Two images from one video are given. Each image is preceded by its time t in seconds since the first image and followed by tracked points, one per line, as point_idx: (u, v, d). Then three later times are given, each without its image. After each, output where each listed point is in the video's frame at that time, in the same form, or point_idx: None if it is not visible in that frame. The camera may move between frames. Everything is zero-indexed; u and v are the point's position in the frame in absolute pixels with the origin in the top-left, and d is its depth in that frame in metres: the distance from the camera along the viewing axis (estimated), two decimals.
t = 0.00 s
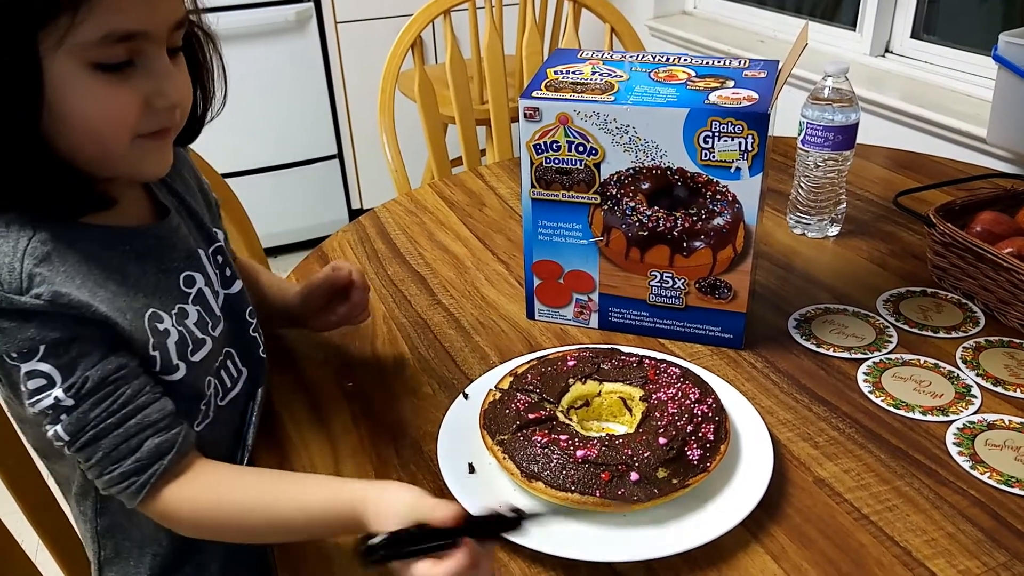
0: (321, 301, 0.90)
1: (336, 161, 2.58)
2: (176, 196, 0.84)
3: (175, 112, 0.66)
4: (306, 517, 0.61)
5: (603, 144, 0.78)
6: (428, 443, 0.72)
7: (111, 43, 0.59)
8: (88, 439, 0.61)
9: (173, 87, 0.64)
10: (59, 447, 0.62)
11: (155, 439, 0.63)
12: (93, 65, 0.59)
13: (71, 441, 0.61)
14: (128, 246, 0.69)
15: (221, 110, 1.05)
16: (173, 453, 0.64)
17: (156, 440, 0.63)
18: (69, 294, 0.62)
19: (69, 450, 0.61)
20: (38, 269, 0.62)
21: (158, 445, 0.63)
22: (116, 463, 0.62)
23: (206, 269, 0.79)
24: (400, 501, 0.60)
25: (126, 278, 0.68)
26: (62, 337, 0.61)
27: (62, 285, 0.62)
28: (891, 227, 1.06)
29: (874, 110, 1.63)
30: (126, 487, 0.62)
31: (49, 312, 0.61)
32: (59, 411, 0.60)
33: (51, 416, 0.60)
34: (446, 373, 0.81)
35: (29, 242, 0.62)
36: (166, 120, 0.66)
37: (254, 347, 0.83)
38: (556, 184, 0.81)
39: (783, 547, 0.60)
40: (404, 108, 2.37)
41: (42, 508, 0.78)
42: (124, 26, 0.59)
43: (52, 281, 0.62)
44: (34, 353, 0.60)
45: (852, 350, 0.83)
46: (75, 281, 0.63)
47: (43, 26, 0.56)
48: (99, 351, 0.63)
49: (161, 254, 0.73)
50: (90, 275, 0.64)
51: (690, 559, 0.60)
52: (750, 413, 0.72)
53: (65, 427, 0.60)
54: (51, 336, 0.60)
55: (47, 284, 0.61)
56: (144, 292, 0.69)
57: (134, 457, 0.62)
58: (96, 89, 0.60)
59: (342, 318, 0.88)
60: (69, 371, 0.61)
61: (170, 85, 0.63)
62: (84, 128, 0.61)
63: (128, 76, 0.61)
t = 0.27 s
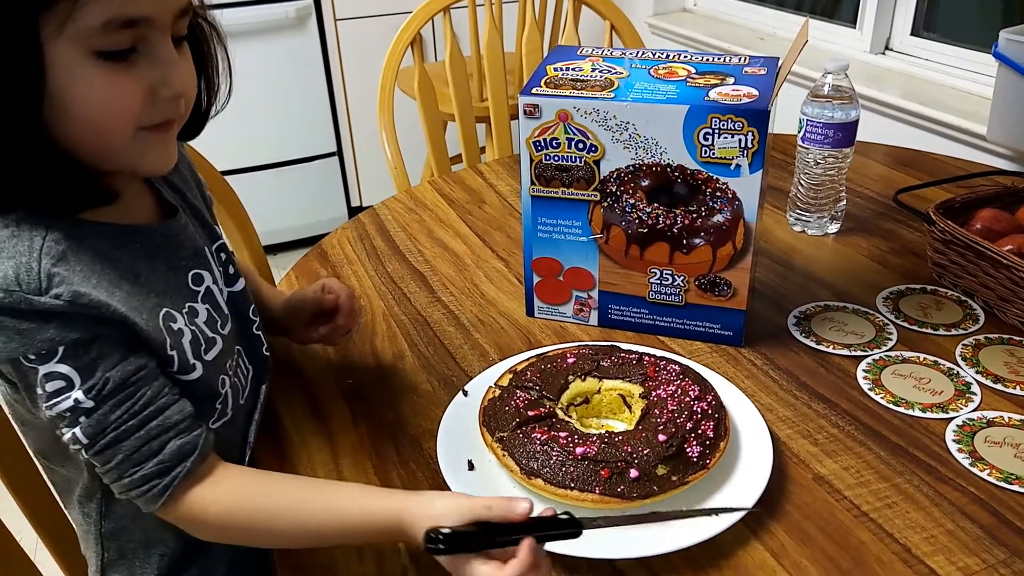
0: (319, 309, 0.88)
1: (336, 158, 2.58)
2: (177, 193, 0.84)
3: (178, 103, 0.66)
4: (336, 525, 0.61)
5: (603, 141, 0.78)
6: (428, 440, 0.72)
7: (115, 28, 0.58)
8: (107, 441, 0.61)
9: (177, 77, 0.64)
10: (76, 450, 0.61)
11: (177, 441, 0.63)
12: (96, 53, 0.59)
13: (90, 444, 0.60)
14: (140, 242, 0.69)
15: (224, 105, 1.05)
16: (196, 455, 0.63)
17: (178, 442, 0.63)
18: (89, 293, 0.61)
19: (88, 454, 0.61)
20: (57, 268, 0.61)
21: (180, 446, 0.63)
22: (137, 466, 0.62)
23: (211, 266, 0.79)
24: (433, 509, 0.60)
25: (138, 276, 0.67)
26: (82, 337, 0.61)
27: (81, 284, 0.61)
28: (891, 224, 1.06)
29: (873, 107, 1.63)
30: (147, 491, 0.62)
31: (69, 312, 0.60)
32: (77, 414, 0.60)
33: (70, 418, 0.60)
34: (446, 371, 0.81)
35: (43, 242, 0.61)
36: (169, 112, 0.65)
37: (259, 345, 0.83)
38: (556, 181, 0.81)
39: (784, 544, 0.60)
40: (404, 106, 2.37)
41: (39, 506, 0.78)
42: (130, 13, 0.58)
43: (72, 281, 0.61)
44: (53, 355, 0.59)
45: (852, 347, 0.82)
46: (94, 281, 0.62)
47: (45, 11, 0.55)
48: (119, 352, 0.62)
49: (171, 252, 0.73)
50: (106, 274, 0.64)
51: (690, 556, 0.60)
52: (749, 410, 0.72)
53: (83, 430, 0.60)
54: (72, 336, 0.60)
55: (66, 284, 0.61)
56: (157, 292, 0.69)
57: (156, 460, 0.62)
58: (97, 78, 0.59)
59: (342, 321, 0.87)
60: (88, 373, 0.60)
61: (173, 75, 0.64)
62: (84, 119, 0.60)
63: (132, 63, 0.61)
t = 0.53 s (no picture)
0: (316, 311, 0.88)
1: (334, 158, 2.57)
2: (182, 190, 0.84)
3: (187, 104, 0.66)
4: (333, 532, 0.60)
5: (601, 140, 0.78)
6: (426, 440, 0.72)
7: (126, 27, 0.59)
8: (100, 446, 0.61)
9: (186, 78, 0.64)
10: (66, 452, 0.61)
11: (168, 448, 0.63)
12: (106, 52, 0.59)
13: (81, 448, 0.60)
14: (141, 244, 0.70)
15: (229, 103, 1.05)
16: (186, 463, 0.64)
17: (169, 450, 0.63)
18: (89, 297, 0.62)
19: (79, 457, 0.61)
20: (57, 270, 0.61)
21: (171, 454, 0.63)
22: (128, 471, 0.62)
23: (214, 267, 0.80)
24: (442, 516, 0.59)
25: (139, 276, 0.68)
26: (79, 341, 0.61)
27: (80, 288, 0.61)
28: (890, 223, 1.06)
29: (872, 106, 1.63)
30: (136, 497, 0.62)
31: (68, 315, 0.61)
32: (71, 418, 0.60)
33: (62, 422, 0.60)
34: (444, 371, 0.81)
35: (45, 242, 0.61)
36: (178, 113, 0.65)
37: (261, 345, 0.83)
38: (554, 180, 0.81)
39: (782, 543, 0.60)
40: (403, 106, 2.37)
41: (37, 503, 0.78)
42: (140, 12, 0.59)
43: (71, 285, 0.61)
44: (50, 358, 0.59)
45: (850, 346, 0.83)
46: (94, 286, 0.63)
47: (56, 7, 0.55)
48: (116, 357, 0.62)
49: (172, 254, 0.74)
50: (106, 276, 0.64)
51: (688, 555, 0.60)
52: (748, 409, 0.72)
53: (76, 433, 0.60)
54: (69, 340, 0.60)
55: (65, 288, 0.61)
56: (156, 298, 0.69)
57: (148, 466, 0.62)
58: (105, 76, 0.59)
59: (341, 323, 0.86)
60: (85, 377, 0.60)
61: (182, 76, 0.64)
62: (96, 124, 0.61)
63: (140, 63, 0.61)
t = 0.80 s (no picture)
0: (317, 309, 0.87)
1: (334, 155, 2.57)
2: (182, 183, 0.84)
3: (188, 103, 0.66)
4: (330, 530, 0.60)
5: (602, 137, 0.78)
6: (427, 437, 0.72)
7: (132, 27, 0.58)
8: (83, 434, 0.60)
9: (189, 78, 0.64)
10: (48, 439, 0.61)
11: (152, 440, 0.63)
12: (111, 50, 0.59)
13: (64, 436, 0.60)
14: (135, 237, 0.70)
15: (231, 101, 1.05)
16: (169, 455, 0.64)
17: (152, 442, 0.63)
18: (79, 287, 0.61)
19: (60, 445, 0.60)
20: (48, 259, 0.60)
21: (154, 445, 0.63)
22: (111, 461, 0.61)
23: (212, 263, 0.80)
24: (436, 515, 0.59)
25: (134, 267, 0.69)
26: (66, 330, 0.60)
27: (70, 278, 0.60)
28: (891, 221, 1.06)
29: (872, 104, 1.63)
30: (118, 487, 0.62)
31: (56, 305, 0.59)
32: (55, 405, 0.59)
33: (46, 409, 0.59)
34: (445, 368, 0.81)
35: (37, 230, 0.60)
36: (179, 112, 0.66)
37: (261, 341, 0.84)
38: (555, 177, 0.81)
39: (783, 541, 0.60)
40: (403, 103, 2.37)
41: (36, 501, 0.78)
42: (146, 12, 0.58)
43: (61, 274, 0.60)
44: (36, 345, 0.59)
45: (851, 344, 0.82)
46: (81, 275, 0.62)
47: (64, 4, 0.55)
48: (104, 347, 0.62)
49: (166, 247, 0.74)
50: (92, 266, 0.64)
51: (689, 553, 0.60)
52: (748, 406, 0.72)
53: (60, 421, 0.59)
54: (56, 327, 0.59)
55: (55, 277, 0.60)
56: (142, 294, 0.69)
57: (131, 457, 0.62)
58: (108, 74, 0.59)
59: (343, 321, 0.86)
60: (70, 365, 0.60)
61: (185, 75, 0.64)
62: (99, 121, 0.61)
63: (144, 62, 0.61)
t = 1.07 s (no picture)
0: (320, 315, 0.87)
1: (334, 156, 2.57)
2: (176, 179, 0.84)
3: (186, 105, 0.66)
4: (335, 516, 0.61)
5: (603, 138, 0.78)
6: (428, 438, 0.72)
7: (132, 28, 0.59)
8: (85, 411, 0.60)
9: (187, 79, 0.64)
10: (49, 421, 0.61)
11: (153, 412, 0.63)
12: (111, 51, 0.59)
13: (66, 415, 0.60)
14: (130, 227, 0.70)
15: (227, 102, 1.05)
16: (171, 426, 0.64)
17: (153, 414, 0.63)
18: (63, 270, 0.61)
19: (62, 424, 0.60)
20: (31, 241, 0.61)
21: (156, 417, 0.63)
22: (114, 436, 0.62)
23: (208, 259, 0.80)
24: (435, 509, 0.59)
25: (127, 255, 0.69)
26: (55, 309, 0.60)
27: (53, 261, 0.61)
28: (892, 222, 1.06)
29: (873, 105, 1.63)
30: (124, 460, 0.62)
31: (38, 287, 0.60)
32: (52, 384, 0.59)
33: (43, 390, 0.59)
34: (446, 369, 0.81)
35: (21, 215, 0.61)
36: (177, 113, 0.66)
37: (259, 339, 0.84)
38: (556, 178, 0.81)
39: (783, 541, 0.60)
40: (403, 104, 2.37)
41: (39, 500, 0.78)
42: (146, 13, 0.59)
43: (44, 257, 0.61)
44: (26, 325, 0.59)
45: (852, 345, 0.82)
46: (66, 260, 0.62)
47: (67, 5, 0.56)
48: (97, 322, 0.62)
49: (162, 238, 0.74)
50: (81, 251, 0.64)
51: (690, 553, 0.60)
52: (750, 407, 0.72)
53: (59, 401, 0.59)
54: (44, 306, 0.60)
55: (39, 260, 0.60)
56: (133, 280, 0.70)
57: (132, 431, 0.62)
58: (107, 75, 0.60)
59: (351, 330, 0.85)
60: (63, 343, 0.60)
61: (182, 76, 0.64)
62: (97, 116, 0.61)
63: (144, 64, 0.61)
